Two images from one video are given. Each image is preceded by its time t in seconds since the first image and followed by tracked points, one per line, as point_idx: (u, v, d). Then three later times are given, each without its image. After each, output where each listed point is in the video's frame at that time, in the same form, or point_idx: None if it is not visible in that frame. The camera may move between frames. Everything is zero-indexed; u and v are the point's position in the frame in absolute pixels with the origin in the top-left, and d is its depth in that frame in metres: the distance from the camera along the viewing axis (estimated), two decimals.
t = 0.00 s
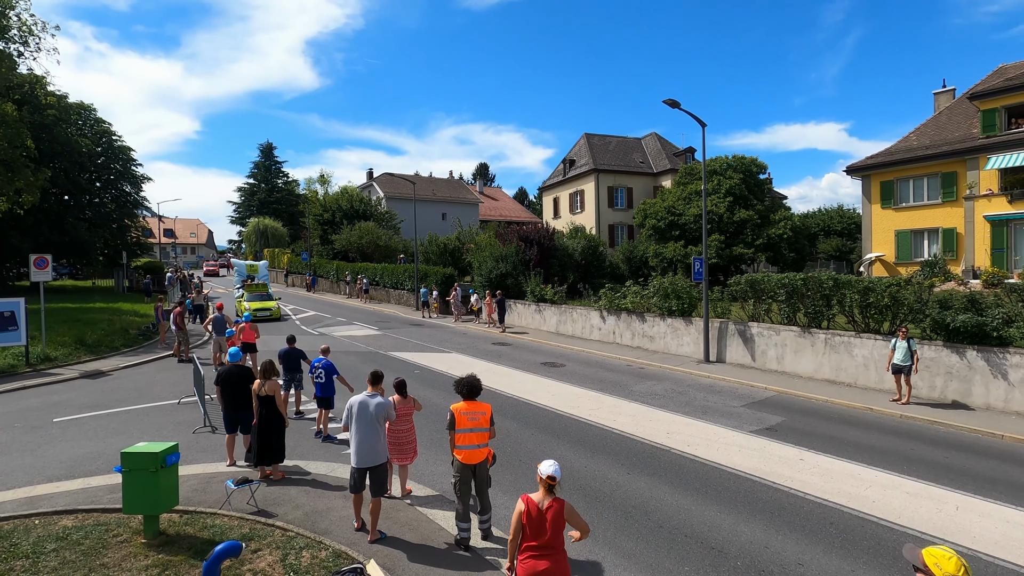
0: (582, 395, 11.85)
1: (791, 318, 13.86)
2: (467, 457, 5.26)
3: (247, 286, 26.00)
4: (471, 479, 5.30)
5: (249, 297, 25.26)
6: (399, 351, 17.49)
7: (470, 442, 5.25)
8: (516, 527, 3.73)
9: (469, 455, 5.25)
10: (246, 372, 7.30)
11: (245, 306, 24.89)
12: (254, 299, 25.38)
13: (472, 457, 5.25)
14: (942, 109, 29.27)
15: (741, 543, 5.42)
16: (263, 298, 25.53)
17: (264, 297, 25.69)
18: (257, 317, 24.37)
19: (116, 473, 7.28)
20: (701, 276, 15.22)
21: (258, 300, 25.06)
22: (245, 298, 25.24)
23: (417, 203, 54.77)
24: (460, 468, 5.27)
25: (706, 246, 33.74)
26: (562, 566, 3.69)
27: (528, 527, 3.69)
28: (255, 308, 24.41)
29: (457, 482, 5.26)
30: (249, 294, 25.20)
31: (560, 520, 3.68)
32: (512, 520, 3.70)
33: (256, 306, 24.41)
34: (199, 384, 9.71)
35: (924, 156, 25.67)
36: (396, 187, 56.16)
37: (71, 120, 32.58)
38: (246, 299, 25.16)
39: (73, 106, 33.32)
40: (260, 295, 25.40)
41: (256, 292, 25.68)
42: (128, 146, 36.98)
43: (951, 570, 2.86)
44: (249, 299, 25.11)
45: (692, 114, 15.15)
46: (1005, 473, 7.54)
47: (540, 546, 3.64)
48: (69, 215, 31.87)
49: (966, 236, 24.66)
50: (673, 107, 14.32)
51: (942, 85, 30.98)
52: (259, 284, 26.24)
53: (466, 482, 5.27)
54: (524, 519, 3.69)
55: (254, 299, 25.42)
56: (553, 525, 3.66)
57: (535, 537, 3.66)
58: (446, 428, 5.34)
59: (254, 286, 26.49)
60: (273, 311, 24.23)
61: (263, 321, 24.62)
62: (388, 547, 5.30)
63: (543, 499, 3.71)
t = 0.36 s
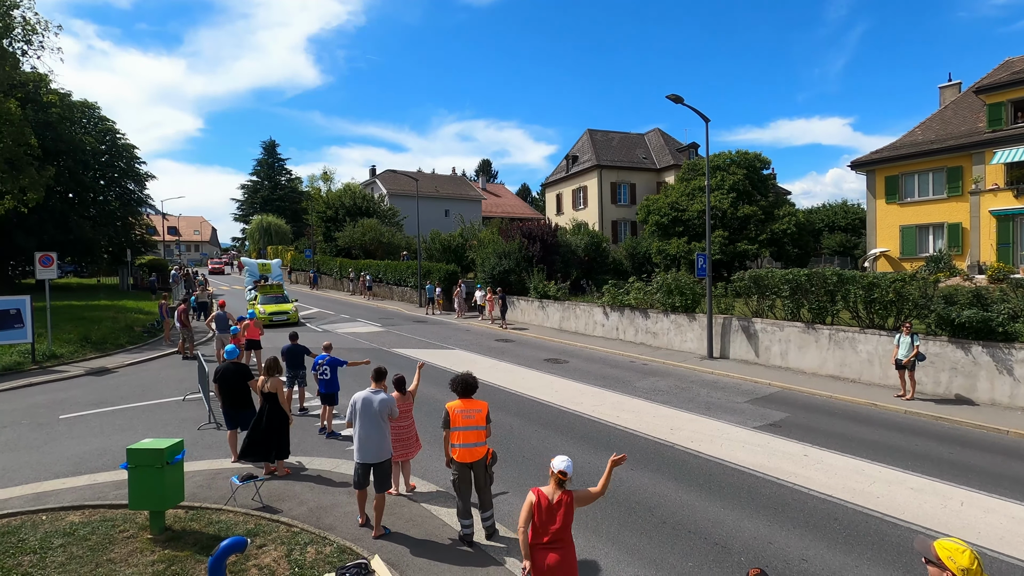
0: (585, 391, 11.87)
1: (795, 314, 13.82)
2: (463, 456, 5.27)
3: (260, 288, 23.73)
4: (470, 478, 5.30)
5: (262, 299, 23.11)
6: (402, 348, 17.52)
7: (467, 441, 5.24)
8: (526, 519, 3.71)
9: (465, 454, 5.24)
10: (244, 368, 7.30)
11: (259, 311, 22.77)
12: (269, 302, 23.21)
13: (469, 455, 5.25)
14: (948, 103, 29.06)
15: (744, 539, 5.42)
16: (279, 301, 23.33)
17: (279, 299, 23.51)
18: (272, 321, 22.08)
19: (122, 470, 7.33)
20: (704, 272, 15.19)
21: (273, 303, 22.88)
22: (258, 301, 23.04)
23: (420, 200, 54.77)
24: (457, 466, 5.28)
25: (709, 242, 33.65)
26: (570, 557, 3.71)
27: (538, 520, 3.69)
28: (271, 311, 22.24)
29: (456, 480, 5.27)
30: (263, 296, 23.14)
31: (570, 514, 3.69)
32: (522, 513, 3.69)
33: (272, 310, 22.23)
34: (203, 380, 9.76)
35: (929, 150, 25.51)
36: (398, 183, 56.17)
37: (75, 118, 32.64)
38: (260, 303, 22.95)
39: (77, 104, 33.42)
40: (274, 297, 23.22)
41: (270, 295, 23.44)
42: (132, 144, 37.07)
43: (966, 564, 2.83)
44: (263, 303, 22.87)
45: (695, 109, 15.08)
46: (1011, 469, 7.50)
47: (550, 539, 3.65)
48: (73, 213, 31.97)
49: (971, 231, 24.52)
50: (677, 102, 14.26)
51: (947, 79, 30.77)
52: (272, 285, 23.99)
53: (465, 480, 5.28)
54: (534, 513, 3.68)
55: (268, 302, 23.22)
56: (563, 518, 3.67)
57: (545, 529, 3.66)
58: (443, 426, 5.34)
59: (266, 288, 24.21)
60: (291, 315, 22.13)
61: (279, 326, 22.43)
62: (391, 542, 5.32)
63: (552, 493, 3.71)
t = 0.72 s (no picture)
0: (584, 391, 11.88)
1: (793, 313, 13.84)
2: (464, 456, 5.26)
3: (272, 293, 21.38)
4: (470, 478, 5.29)
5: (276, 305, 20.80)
6: (401, 347, 17.52)
7: (467, 441, 5.23)
8: (548, 509, 3.74)
9: (465, 454, 5.24)
10: (241, 368, 7.28)
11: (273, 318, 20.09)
12: (282, 307, 20.88)
13: (469, 456, 5.24)
14: (946, 102, 29.11)
15: (743, 538, 5.43)
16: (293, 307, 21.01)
17: (294, 305, 21.19)
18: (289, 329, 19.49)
19: (120, 469, 7.32)
20: (703, 271, 15.19)
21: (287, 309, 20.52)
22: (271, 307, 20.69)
23: (419, 199, 54.76)
24: (457, 467, 5.27)
25: (708, 241, 33.67)
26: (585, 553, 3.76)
27: (561, 511, 3.73)
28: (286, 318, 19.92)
29: (456, 480, 5.27)
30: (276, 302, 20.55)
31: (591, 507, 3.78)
32: (545, 503, 3.72)
33: (287, 317, 19.87)
34: (202, 379, 9.74)
35: (927, 149, 25.55)
36: (397, 182, 56.12)
37: (73, 117, 32.56)
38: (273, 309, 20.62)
39: (75, 103, 33.37)
40: (289, 302, 20.94)
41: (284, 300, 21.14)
42: (130, 143, 36.99)
43: (961, 559, 2.88)
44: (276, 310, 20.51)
45: (695, 109, 15.06)
46: (1009, 468, 7.52)
47: (573, 530, 3.69)
48: (71, 212, 31.89)
49: (969, 231, 24.55)
50: (675, 102, 14.26)
51: (946, 79, 30.80)
52: (286, 290, 21.68)
53: (464, 481, 5.28)
54: (558, 502, 3.73)
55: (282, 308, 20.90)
56: (586, 510, 3.74)
57: (568, 520, 3.70)
58: (443, 427, 5.32)
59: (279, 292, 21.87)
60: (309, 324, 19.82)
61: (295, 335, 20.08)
62: (389, 541, 5.32)
63: (576, 485, 3.79)
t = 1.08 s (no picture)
0: (583, 388, 11.90)
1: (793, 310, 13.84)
2: (465, 453, 5.26)
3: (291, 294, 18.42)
4: (471, 476, 5.30)
5: (295, 311, 17.87)
6: (401, 345, 17.53)
7: (469, 439, 5.23)
8: (557, 500, 3.77)
9: (467, 452, 5.24)
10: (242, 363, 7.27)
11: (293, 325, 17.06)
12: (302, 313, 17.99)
13: (471, 454, 5.25)
14: (946, 99, 29.08)
15: (742, 535, 5.44)
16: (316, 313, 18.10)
17: (316, 311, 18.24)
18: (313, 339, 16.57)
19: (120, 467, 7.32)
20: (703, 269, 15.19)
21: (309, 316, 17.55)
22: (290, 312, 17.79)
23: (419, 197, 54.73)
24: (459, 464, 5.28)
25: (707, 238, 33.66)
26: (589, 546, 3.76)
27: (569, 503, 3.76)
28: (310, 327, 17.00)
29: (457, 478, 5.27)
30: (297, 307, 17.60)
31: (600, 504, 3.77)
32: (555, 493, 3.75)
33: (312, 326, 16.91)
34: (202, 377, 9.74)
35: (927, 147, 25.55)
36: (397, 180, 56.07)
37: (71, 115, 32.49)
38: (293, 315, 17.73)
39: (73, 101, 33.29)
40: (311, 308, 17.98)
41: (304, 304, 18.22)
42: (129, 141, 36.92)
43: (978, 563, 2.84)
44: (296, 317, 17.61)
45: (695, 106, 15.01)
46: (1008, 465, 7.53)
47: (578, 523, 3.70)
48: (70, 211, 31.85)
49: (969, 228, 24.57)
50: (675, 99, 14.23)
51: (946, 76, 30.76)
52: (308, 292, 18.73)
53: (466, 478, 5.29)
54: (566, 494, 3.75)
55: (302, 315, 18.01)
56: (594, 506, 3.74)
57: (576, 513, 3.72)
58: (445, 425, 5.31)
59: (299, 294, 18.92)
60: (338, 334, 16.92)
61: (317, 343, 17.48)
62: (390, 539, 5.33)
63: (586, 481, 3.80)
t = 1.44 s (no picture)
0: (581, 385, 11.92)
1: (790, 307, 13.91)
2: (465, 451, 5.26)
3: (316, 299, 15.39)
4: (469, 473, 5.29)
5: (321, 319, 14.79)
6: (398, 343, 17.52)
7: (468, 436, 5.23)
8: (556, 497, 3.78)
9: (466, 449, 5.24)
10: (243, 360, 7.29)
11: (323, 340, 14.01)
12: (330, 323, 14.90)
13: (470, 451, 5.25)
14: (942, 96, 29.16)
15: (739, 530, 5.47)
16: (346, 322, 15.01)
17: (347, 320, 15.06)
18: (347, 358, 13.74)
19: (117, 466, 7.31)
20: (700, 266, 15.20)
21: (338, 325, 14.51)
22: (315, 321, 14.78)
23: (416, 195, 54.64)
24: (458, 462, 5.27)
25: (704, 236, 33.69)
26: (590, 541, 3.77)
27: (568, 498, 3.77)
28: (341, 340, 13.92)
29: (456, 475, 5.27)
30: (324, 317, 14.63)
31: (600, 500, 3.78)
32: (555, 490, 3.75)
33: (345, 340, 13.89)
34: (199, 375, 9.72)
35: (922, 144, 25.62)
36: (394, 178, 55.96)
37: (66, 113, 32.30)
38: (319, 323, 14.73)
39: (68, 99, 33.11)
40: (339, 316, 14.91)
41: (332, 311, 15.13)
42: (124, 139, 36.74)
43: (979, 564, 2.84)
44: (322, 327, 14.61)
45: (692, 103, 15.00)
46: (1003, 460, 7.57)
47: (578, 519, 3.71)
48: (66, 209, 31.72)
49: (964, 224, 24.66)
50: (672, 96, 14.23)
51: (942, 73, 30.85)
52: (335, 297, 15.66)
53: (465, 475, 5.29)
54: (566, 490, 3.77)
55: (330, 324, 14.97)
56: (594, 502, 3.75)
57: (575, 509, 3.73)
58: (444, 422, 5.30)
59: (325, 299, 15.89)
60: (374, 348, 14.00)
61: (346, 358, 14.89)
62: (389, 536, 5.34)
63: (586, 478, 3.81)
